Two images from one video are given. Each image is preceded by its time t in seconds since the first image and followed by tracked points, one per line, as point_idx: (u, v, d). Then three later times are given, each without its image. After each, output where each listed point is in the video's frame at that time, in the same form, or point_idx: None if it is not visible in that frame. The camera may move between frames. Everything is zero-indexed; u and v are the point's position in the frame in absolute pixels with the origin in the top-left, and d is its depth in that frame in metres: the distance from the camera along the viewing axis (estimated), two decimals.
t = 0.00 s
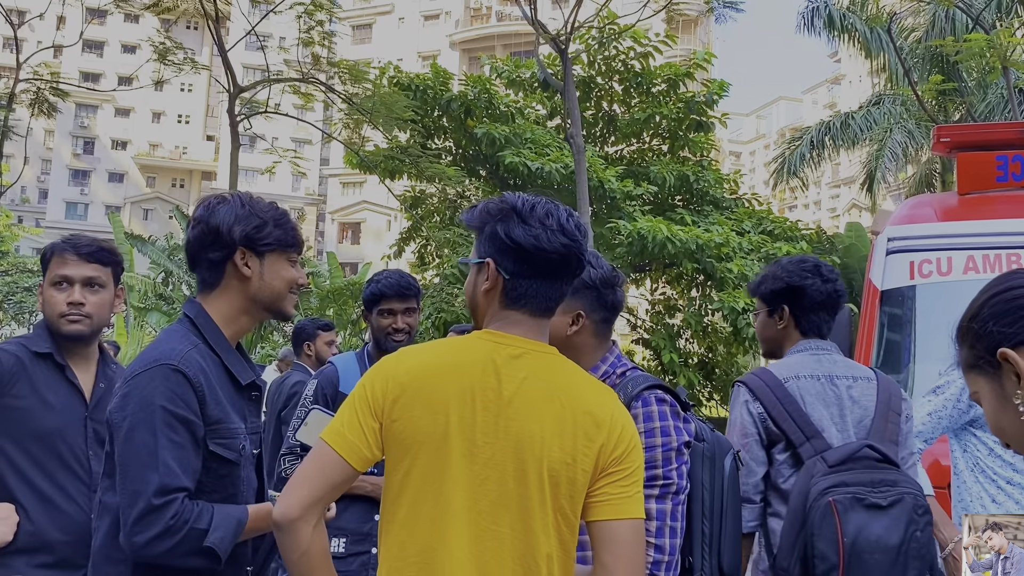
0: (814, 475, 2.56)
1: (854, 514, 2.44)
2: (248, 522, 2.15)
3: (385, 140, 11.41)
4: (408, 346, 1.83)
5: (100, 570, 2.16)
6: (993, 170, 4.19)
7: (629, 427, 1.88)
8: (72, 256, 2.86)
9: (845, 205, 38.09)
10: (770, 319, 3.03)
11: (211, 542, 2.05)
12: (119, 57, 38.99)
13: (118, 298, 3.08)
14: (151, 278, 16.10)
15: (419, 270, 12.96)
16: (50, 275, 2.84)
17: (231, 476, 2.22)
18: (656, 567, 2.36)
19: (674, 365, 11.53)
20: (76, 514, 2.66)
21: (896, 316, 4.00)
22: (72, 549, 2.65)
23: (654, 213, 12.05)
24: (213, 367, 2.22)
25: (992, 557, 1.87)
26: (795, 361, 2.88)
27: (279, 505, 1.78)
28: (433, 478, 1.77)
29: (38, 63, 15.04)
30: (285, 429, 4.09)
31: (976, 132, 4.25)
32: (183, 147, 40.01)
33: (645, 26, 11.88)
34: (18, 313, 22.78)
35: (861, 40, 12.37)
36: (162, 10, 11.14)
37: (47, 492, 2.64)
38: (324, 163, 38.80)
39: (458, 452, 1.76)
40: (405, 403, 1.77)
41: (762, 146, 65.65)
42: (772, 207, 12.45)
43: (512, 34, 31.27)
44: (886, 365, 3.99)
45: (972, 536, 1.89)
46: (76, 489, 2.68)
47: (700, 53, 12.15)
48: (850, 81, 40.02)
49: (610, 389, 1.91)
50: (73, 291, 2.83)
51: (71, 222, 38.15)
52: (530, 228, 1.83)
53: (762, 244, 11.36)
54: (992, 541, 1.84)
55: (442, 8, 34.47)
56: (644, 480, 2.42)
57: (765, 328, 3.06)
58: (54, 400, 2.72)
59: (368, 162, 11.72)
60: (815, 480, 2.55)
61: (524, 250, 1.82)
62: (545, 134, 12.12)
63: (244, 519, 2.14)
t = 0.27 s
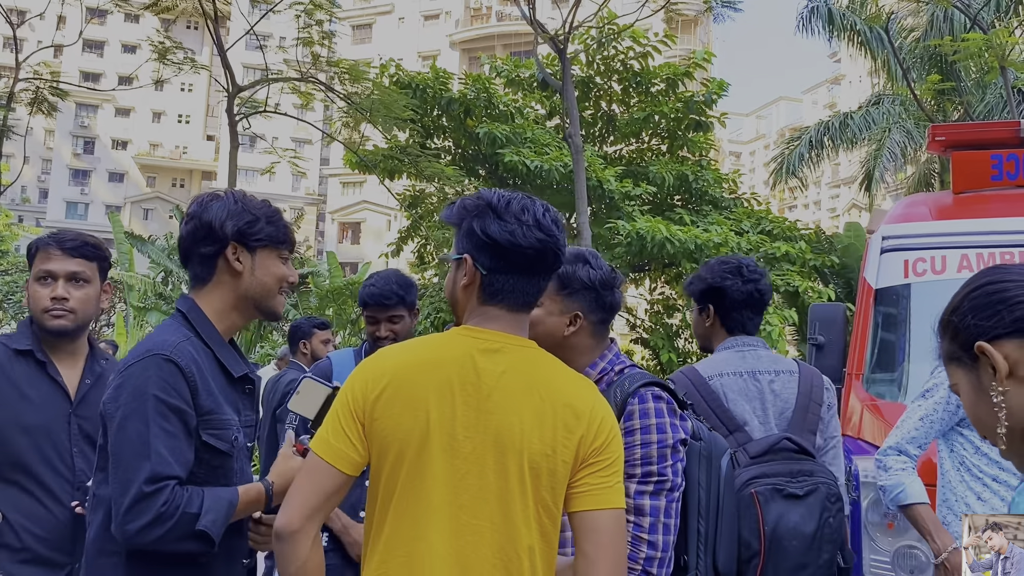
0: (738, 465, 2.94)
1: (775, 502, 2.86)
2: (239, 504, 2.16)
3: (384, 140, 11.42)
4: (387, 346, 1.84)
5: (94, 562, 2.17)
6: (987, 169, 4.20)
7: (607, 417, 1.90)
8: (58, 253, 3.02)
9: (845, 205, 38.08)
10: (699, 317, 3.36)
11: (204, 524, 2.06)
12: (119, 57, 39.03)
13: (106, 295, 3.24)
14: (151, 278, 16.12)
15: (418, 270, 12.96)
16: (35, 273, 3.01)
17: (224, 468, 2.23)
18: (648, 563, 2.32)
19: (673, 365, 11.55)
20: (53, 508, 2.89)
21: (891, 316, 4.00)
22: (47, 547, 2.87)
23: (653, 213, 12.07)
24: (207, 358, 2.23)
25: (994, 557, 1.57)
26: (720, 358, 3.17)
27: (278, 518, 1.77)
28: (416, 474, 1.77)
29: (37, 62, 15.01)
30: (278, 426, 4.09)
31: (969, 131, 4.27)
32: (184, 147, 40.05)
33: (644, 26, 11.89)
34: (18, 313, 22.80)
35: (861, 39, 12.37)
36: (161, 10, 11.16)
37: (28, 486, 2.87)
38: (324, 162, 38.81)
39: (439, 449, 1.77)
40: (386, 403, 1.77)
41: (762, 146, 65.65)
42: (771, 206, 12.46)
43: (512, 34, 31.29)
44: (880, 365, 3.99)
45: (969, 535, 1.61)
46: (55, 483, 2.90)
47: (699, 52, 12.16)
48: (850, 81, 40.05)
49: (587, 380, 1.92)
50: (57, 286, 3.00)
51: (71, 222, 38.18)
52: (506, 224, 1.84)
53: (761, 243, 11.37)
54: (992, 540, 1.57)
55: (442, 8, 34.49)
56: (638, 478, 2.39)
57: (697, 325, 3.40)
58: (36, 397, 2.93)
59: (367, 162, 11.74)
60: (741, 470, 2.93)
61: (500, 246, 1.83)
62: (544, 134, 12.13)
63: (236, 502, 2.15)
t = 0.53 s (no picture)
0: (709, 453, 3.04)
1: (742, 489, 2.92)
2: (223, 481, 2.17)
3: (383, 139, 11.42)
4: (364, 339, 1.85)
5: (80, 554, 2.16)
6: (980, 168, 4.21)
7: (582, 408, 1.88)
8: (31, 245, 3.06)
9: (843, 205, 38.14)
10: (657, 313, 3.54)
11: (190, 505, 2.07)
12: (119, 56, 39.04)
13: (83, 289, 3.28)
14: (149, 277, 16.12)
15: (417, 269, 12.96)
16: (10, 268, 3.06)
17: (207, 457, 2.24)
18: (635, 557, 2.32)
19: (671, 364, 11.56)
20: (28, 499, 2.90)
21: (883, 315, 4.00)
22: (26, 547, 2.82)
23: (651, 212, 12.07)
24: (189, 351, 2.24)
25: (993, 559, 1.22)
26: (686, 354, 3.31)
27: (242, 498, 1.76)
28: (390, 464, 1.77)
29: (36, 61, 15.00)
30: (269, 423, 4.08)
31: (961, 130, 4.29)
32: (184, 146, 40.07)
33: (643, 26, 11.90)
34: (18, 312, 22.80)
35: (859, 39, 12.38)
36: (159, 9, 11.15)
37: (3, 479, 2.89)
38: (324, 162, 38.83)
39: (413, 439, 1.77)
40: (361, 393, 1.78)
41: (762, 146, 65.70)
42: (769, 206, 12.46)
43: (512, 34, 31.32)
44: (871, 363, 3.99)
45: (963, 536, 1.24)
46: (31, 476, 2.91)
47: (698, 52, 12.17)
48: (850, 81, 40.10)
49: (563, 373, 1.91)
50: (31, 279, 3.03)
51: (71, 222, 38.19)
52: (472, 218, 1.84)
53: (759, 243, 11.38)
54: (993, 541, 1.23)
55: (442, 8, 34.51)
56: (624, 472, 2.39)
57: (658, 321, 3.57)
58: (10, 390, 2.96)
59: (365, 161, 11.74)
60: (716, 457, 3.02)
61: (466, 241, 1.83)
62: (543, 133, 12.14)
63: (219, 479, 2.16)
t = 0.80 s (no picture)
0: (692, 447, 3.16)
1: (723, 481, 3.03)
2: (212, 468, 2.17)
3: (382, 138, 11.42)
4: (349, 337, 1.86)
5: (68, 552, 2.15)
6: (974, 167, 4.22)
7: (564, 403, 1.86)
8: (11, 244, 3.07)
9: (842, 206, 38.16)
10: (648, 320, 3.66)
11: (182, 495, 2.07)
12: (118, 56, 39.06)
13: (69, 286, 3.32)
14: (148, 276, 16.13)
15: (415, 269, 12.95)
16: None
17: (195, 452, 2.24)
18: (619, 552, 2.35)
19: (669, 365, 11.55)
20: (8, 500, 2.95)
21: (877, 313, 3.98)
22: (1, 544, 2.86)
23: (649, 212, 12.09)
24: (172, 349, 2.24)
25: (994, 557, 1.33)
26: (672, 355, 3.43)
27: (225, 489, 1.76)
28: (373, 460, 1.78)
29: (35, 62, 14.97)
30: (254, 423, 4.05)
31: (955, 130, 4.31)
32: (183, 146, 40.05)
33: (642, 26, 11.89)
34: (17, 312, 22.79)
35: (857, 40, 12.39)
36: (158, 9, 11.15)
37: None
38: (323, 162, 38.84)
39: (395, 435, 1.77)
40: (344, 390, 1.79)
41: (762, 147, 65.72)
42: (768, 206, 12.47)
43: (511, 34, 31.36)
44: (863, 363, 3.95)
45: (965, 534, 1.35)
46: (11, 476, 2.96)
47: (697, 52, 12.18)
48: (849, 82, 40.15)
49: (548, 367, 1.89)
50: (11, 277, 3.06)
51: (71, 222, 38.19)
52: (441, 214, 1.83)
53: (757, 243, 11.40)
54: (992, 540, 1.33)
55: (441, 8, 34.53)
56: (608, 469, 2.40)
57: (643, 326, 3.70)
58: None
59: (364, 160, 11.74)
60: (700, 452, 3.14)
61: (438, 236, 1.83)
62: (541, 133, 12.16)
63: (208, 468, 2.16)
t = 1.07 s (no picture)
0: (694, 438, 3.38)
1: (722, 468, 3.16)
2: (214, 462, 2.14)
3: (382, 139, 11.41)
4: (348, 337, 1.86)
5: (71, 552, 2.14)
6: (974, 169, 4.22)
7: (565, 403, 1.86)
8: (14, 253, 3.12)
9: (842, 208, 38.16)
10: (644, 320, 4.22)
11: (185, 489, 2.06)
12: (117, 56, 39.06)
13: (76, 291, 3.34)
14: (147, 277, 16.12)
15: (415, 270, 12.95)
16: None
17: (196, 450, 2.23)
18: (611, 552, 2.33)
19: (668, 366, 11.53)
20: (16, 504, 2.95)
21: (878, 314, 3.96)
22: None
23: (649, 213, 12.09)
24: (171, 347, 2.24)
25: (992, 558, 1.42)
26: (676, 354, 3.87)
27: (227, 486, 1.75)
28: (373, 460, 1.78)
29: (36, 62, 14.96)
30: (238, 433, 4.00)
31: (955, 132, 4.31)
32: (182, 147, 40.03)
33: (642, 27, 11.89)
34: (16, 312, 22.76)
35: (856, 41, 12.40)
36: (158, 9, 11.15)
37: None
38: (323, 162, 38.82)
39: (395, 435, 1.77)
40: (345, 390, 1.79)
41: (762, 148, 65.70)
42: (767, 207, 12.47)
43: (511, 34, 31.39)
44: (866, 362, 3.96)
45: (964, 534, 1.44)
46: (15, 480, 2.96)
47: (697, 54, 12.17)
48: (849, 83, 40.20)
49: (548, 368, 1.89)
50: (13, 285, 3.09)
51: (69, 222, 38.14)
52: (439, 214, 1.82)
53: (756, 244, 11.40)
54: (991, 541, 1.42)
55: (440, 8, 34.54)
56: (601, 469, 2.39)
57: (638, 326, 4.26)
58: None
59: (363, 161, 11.73)
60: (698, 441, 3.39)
61: (437, 236, 1.82)
62: (541, 133, 12.15)
63: (211, 463, 2.13)
